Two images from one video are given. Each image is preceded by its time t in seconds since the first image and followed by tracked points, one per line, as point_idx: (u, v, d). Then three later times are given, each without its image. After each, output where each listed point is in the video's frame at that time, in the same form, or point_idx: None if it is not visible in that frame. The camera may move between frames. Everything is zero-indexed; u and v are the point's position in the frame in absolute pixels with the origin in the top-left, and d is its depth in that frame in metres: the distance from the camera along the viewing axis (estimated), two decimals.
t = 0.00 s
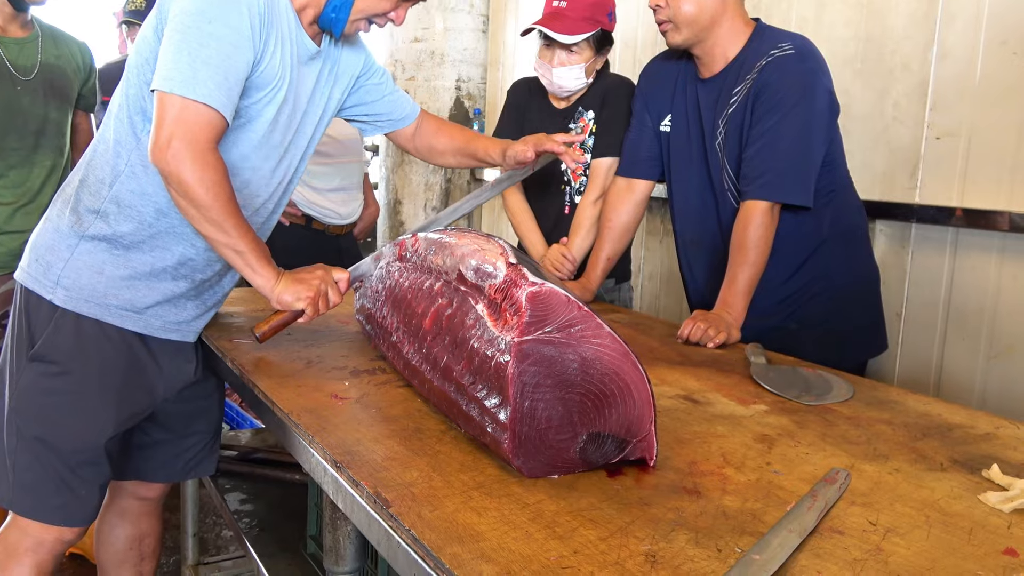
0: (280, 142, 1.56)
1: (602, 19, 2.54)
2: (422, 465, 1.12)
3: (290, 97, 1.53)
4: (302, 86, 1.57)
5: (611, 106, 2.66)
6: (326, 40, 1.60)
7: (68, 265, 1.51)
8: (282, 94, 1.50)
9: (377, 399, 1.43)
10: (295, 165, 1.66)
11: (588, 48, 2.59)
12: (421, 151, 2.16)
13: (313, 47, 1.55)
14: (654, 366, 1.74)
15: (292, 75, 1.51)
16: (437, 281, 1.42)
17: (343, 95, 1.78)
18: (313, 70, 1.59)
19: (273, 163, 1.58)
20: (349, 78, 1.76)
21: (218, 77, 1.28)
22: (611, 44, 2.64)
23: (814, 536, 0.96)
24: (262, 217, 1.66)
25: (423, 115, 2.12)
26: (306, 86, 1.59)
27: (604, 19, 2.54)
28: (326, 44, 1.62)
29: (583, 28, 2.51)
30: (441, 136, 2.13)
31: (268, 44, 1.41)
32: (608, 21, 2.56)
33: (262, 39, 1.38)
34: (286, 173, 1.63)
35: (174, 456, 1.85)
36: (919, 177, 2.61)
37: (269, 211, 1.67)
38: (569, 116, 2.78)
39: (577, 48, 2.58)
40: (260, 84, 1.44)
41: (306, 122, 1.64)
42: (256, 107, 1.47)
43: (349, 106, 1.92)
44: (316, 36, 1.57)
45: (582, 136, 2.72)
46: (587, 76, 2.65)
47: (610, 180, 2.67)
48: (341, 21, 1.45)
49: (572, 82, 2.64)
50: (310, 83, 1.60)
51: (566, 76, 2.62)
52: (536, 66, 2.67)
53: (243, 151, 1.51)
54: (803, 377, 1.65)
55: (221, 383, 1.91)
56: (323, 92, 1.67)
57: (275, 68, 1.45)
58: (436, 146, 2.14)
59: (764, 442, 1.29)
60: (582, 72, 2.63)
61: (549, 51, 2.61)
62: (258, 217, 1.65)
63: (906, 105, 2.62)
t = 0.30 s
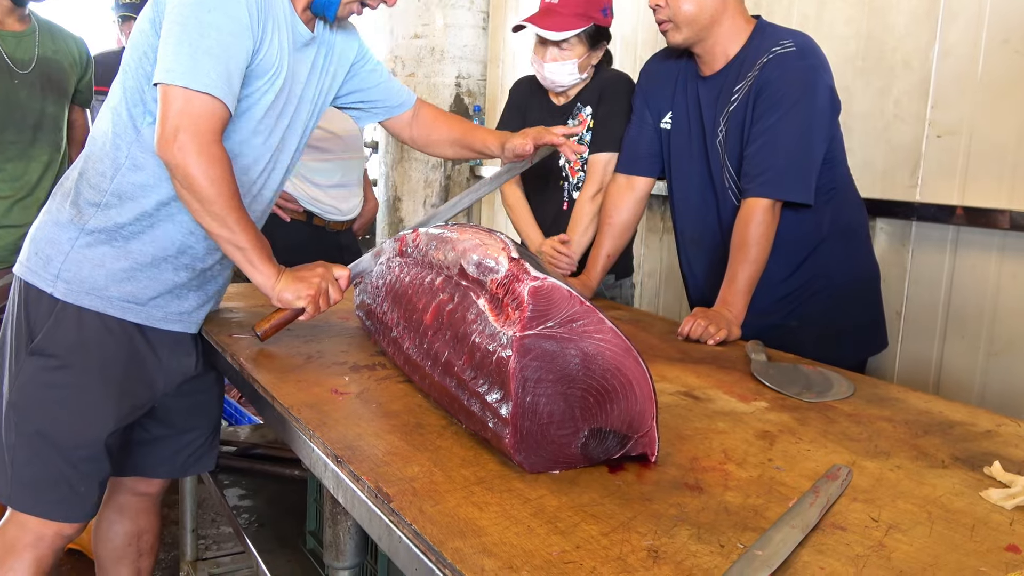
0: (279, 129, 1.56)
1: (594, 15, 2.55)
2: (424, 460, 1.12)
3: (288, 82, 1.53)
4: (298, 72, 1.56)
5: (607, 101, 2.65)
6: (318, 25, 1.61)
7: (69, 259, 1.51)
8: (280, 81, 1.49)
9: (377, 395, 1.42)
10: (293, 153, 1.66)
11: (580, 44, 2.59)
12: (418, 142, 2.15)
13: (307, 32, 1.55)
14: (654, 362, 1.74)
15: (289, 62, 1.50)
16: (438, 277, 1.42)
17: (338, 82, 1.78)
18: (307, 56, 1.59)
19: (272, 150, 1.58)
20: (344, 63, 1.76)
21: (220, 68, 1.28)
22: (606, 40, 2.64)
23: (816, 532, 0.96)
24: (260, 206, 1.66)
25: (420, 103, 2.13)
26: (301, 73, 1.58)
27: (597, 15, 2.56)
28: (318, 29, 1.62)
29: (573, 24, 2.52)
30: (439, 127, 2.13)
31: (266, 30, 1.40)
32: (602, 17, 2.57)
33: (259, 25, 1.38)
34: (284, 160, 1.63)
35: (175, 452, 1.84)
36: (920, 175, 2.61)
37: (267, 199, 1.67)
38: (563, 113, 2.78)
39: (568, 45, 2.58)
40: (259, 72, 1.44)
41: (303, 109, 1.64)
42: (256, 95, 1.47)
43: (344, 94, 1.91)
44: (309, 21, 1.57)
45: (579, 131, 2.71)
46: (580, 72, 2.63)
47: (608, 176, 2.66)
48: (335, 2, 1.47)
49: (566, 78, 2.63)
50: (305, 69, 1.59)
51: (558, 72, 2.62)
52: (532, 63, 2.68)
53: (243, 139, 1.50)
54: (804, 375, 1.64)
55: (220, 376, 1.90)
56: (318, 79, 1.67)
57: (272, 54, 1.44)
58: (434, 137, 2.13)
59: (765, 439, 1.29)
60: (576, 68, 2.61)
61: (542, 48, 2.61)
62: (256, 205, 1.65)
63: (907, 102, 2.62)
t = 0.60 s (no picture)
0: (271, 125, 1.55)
1: (548, 23, 2.45)
2: (423, 455, 1.12)
3: (279, 85, 1.52)
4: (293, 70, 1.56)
5: (598, 93, 2.50)
6: (316, 24, 1.60)
7: (64, 254, 1.50)
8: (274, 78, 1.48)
9: (377, 390, 1.42)
10: (289, 149, 1.65)
11: (542, 50, 2.52)
12: (418, 131, 2.15)
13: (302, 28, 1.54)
14: (653, 359, 1.74)
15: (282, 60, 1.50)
16: (438, 272, 1.42)
17: (336, 79, 1.77)
18: (304, 54, 1.59)
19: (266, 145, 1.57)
20: (342, 58, 1.76)
21: (209, 73, 1.27)
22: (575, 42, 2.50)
23: (817, 527, 0.96)
24: (256, 201, 1.66)
25: (419, 101, 2.12)
26: (297, 69, 1.57)
27: (549, 22, 2.45)
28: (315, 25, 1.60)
29: (524, 35, 2.48)
30: (438, 110, 2.12)
31: (256, 36, 1.39)
32: (556, 24, 2.45)
33: (250, 30, 1.37)
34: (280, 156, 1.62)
35: (174, 447, 1.84)
36: (919, 173, 2.61)
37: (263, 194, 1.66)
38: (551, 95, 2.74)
39: (532, 52, 2.54)
40: (253, 69, 1.43)
41: (299, 106, 1.63)
42: (246, 98, 1.45)
43: (344, 87, 1.91)
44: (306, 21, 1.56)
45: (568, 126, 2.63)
46: (551, 78, 2.58)
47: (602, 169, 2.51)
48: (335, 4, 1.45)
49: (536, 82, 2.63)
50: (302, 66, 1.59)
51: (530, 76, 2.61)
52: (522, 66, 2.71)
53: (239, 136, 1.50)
54: (804, 371, 1.64)
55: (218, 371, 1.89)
56: (315, 75, 1.66)
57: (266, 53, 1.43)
58: (432, 126, 2.13)
59: (765, 435, 1.29)
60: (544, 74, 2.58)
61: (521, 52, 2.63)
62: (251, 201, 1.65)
63: (907, 99, 2.62)
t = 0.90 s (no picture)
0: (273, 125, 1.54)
1: (544, 17, 2.47)
2: (422, 452, 1.11)
3: (282, 83, 1.51)
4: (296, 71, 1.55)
5: (599, 92, 2.46)
6: (318, 23, 1.59)
7: (63, 254, 1.50)
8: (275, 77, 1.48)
9: (376, 387, 1.42)
10: (289, 150, 1.64)
11: (542, 45, 2.55)
12: (415, 128, 2.15)
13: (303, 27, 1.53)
14: (653, 356, 1.74)
15: (284, 60, 1.49)
16: (438, 269, 1.41)
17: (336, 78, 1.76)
18: (306, 54, 1.58)
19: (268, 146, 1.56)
20: (343, 58, 1.75)
21: (212, 73, 1.26)
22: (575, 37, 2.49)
23: (816, 523, 0.96)
24: (257, 203, 1.65)
25: (418, 98, 2.11)
26: (299, 68, 1.57)
27: (546, 17, 2.47)
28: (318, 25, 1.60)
29: (524, 29, 2.50)
30: (433, 111, 2.12)
31: (258, 33, 1.39)
32: (552, 18, 2.47)
33: (252, 28, 1.36)
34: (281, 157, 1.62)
35: (172, 445, 1.83)
36: (918, 170, 2.61)
37: (265, 196, 1.66)
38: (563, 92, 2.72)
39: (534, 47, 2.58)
40: (254, 68, 1.42)
41: (301, 106, 1.62)
42: (249, 97, 1.45)
43: (343, 85, 1.91)
44: (308, 20, 1.55)
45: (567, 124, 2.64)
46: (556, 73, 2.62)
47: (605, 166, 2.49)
48: (337, 5, 1.45)
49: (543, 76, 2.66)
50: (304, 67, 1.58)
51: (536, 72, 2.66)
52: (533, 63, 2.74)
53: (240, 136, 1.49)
54: (802, 368, 1.64)
55: (216, 369, 1.89)
56: (317, 75, 1.66)
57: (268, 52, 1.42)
58: (431, 122, 2.12)
59: (765, 432, 1.29)
60: (548, 69, 2.63)
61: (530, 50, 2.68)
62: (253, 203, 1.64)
63: (905, 97, 2.62)
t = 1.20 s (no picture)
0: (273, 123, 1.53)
1: (553, 11, 2.47)
2: (422, 449, 1.11)
3: (284, 79, 1.51)
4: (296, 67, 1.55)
5: (602, 93, 2.46)
6: (319, 20, 1.59)
7: (61, 252, 1.49)
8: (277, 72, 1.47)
9: (374, 384, 1.42)
10: (289, 148, 1.63)
11: (550, 41, 2.54)
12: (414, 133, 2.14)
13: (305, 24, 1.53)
14: (651, 353, 1.74)
15: (286, 55, 1.49)
16: (436, 265, 1.41)
17: (336, 75, 1.76)
18: (306, 50, 1.58)
19: (268, 144, 1.55)
20: (343, 57, 1.75)
21: (213, 62, 1.26)
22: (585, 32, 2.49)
23: (818, 519, 0.96)
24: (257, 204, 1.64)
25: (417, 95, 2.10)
26: (299, 65, 1.56)
27: (555, 12, 2.47)
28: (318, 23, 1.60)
29: (533, 24, 2.49)
30: (433, 121, 2.11)
31: (262, 26, 1.38)
32: (562, 12, 2.47)
33: (256, 21, 1.36)
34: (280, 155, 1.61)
35: (170, 442, 1.83)
36: (915, 167, 2.62)
37: (264, 196, 1.65)
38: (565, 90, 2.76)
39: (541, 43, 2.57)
40: (256, 61, 1.41)
41: (301, 104, 1.62)
42: (250, 91, 1.44)
43: (342, 87, 1.90)
44: (309, 15, 1.55)
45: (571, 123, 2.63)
46: (562, 68, 2.59)
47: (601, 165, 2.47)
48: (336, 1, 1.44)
49: (549, 73, 2.63)
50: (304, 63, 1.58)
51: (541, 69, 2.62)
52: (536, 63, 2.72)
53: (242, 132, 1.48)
54: (801, 365, 1.64)
55: (213, 367, 1.88)
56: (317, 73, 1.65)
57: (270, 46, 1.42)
58: (428, 119, 2.12)
59: (764, 428, 1.29)
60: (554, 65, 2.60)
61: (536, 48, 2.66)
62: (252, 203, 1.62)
63: (902, 94, 2.62)
